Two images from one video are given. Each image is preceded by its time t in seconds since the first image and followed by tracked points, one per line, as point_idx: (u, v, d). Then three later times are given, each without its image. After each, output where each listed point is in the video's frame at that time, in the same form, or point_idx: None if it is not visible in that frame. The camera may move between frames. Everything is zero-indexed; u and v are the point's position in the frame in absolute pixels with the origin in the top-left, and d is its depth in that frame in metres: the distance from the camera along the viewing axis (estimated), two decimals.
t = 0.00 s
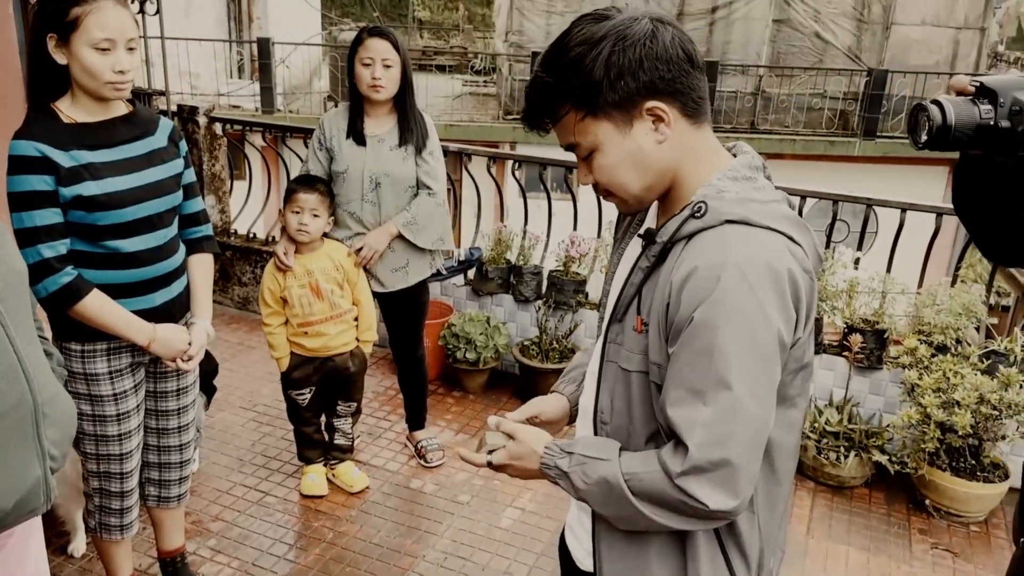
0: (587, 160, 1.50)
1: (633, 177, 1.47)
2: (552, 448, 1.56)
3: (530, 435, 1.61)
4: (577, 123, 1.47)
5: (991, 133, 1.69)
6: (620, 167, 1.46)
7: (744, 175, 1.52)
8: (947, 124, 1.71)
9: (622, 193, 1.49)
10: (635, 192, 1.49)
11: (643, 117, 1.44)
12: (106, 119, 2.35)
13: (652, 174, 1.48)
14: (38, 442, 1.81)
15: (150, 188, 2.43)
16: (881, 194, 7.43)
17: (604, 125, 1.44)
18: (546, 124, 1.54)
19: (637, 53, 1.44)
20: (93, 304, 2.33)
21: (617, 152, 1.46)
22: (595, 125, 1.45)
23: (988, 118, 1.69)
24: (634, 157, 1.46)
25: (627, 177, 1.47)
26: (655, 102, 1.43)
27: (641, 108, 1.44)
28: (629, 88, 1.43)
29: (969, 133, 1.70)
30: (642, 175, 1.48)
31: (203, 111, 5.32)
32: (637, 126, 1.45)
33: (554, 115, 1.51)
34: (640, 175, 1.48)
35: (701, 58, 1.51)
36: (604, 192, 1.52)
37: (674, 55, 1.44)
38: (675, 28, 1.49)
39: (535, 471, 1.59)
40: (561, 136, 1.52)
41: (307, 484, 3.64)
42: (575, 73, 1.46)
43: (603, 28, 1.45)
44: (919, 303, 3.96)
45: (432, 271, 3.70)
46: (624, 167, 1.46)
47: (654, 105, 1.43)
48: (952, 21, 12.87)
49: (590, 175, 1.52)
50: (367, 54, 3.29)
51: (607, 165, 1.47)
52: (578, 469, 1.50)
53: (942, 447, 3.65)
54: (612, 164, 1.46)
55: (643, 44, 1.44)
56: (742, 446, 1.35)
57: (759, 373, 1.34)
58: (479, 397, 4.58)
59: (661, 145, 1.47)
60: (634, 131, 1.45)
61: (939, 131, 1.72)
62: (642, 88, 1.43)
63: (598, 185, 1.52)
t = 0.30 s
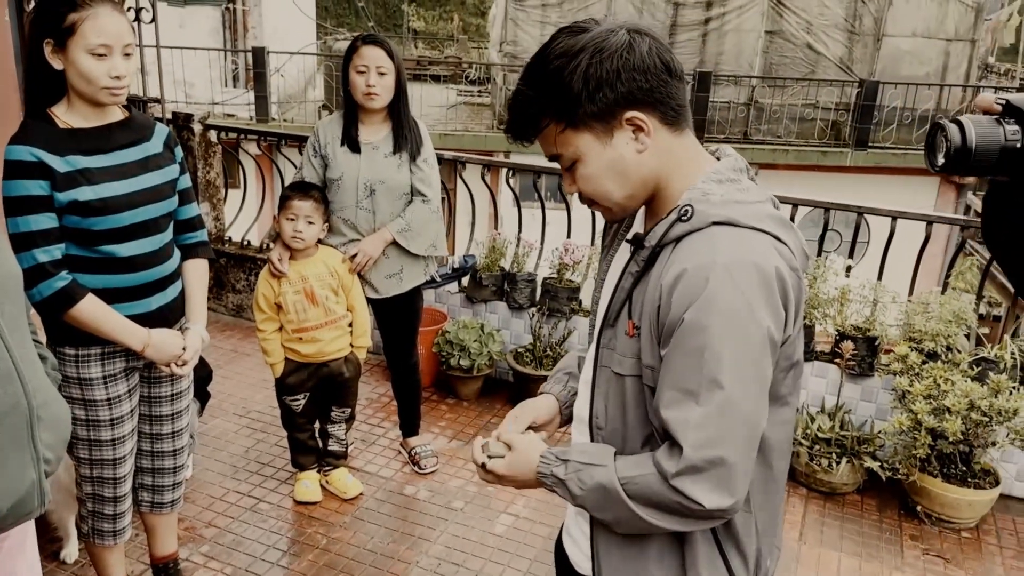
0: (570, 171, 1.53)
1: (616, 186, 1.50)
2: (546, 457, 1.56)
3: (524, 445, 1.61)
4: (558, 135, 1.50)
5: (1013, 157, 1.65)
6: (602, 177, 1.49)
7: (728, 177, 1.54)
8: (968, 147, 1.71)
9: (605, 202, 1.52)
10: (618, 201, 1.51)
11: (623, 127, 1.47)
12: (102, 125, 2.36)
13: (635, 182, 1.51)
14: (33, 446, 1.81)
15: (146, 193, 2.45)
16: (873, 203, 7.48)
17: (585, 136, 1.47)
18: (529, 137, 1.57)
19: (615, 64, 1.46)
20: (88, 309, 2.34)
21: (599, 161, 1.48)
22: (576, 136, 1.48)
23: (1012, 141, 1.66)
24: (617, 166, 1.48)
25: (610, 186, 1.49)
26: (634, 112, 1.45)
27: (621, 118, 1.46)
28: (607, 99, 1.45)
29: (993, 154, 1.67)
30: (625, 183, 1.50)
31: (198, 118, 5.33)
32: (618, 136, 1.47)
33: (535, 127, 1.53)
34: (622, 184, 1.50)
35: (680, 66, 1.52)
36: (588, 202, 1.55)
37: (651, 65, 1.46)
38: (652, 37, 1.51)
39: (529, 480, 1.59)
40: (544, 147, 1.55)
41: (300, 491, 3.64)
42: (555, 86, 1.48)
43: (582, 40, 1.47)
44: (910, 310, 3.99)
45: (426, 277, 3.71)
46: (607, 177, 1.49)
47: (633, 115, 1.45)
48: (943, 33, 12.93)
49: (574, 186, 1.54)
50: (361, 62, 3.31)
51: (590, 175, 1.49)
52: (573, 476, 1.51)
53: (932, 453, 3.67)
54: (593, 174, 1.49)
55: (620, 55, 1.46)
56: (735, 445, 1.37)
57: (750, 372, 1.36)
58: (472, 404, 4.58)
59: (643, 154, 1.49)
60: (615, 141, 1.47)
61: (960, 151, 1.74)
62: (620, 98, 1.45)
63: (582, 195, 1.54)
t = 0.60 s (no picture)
0: (560, 176, 1.54)
1: (605, 192, 1.51)
2: (540, 465, 1.57)
3: (516, 451, 1.62)
4: (550, 140, 1.51)
5: None
6: (592, 183, 1.50)
7: (719, 182, 1.55)
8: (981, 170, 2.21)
9: (594, 208, 1.53)
10: (607, 207, 1.52)
11: (612, 133, 1.48)
12: (95, 127, 2.36)
13: (625, 188, 1.51)
14: (24, 448, 1.81)
15: (140, 195, 2.45)
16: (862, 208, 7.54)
17: (576, 141, 1.48)
18: (520, 141, 1.57)
19: (606, 70, 1.47)
20: (81, 310, 2.34)
21: (588, 167, 1.49)
22: (567, 142, 1.49)
23: None
24: (607, 172, 1.50)
25: (600, 191, 1.50)
26: (624, 118, 1.46)
27: (611, 124, 1.47)
28: (598, 105, 1.46)
29: (1009, 177, 2.17)
30: (616, 190, 1.51)
31: (190, 120, 5.33)
32: (608, 142, 1.48)
33: (526, 131, 1.54)
34: (612, 190, 1.51)
35: (670, 73, 1.54)
36: (577, 207, 1.56)
37: (642, 71, 1.47)
38: (643, 44, 1.52)
39: (522, 488, 1.59)
40: (534, 152, 1.56)
41: (292, 493, 3.64)
42: (546, 90, 1.49)
43: (573, 45, 1.48)
44: (899, 315, 4.02)
45: (419, 280, 3.72)
46: (597, 183, 1.50)
47: (623, 121, 1.46)
48: (933, 40, 13.15)
49: (563, 191, 1.55)
50: (355, 65, 3.32)
51: (580, 181, 1.50)
52: (568, 484, 1.51)
53: (922, 457, 3.69)
54: (583, 179, 1.50)
55: (611, 61, 1.47)
56: (729, 448, 1.38)
57: (744, 376, 1.37)
58: (464, 406, 4.59)
59: (632, 160, 1.50)
60: (605, 147, 1.48)
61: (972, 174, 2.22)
62: (611, 104, 1.46)
63: (571, 201, 1.55)
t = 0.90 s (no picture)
0: (554, 177, 1.53)
1: (600, 193, 1.50)
2: (531, 469, 1.56)
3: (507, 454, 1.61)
4: (544, 140, 1.50)
5: None
6: (586, 183, 1.49)
7: (715, 184, 1.54)
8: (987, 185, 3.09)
9: (588, 209, 1.52)
10: (601, 208, 1.52)
11: (607, 134, 1.47)
12: (91, 122, 2.35)
13: (620, 190, 1.51)
14: (18, 444, 1.80)
15: (135, 191, 2.44)
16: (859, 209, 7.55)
17: (570, 142, 1.47)
18: (515, 141, 1.57)
19: (601, 70, 1.46)
20: (75, 305, 2.33)
21: (583, 168, 1.49)
22: (562, 142, 1.48)
23: None
24: (601, 173, 1.49)
25: (593, 192, 1.50)
26: (618, 119, 1.46)
27: (606, 125, 1.47)
28: (593, 106, 1.46)
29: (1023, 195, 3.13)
30: (610, 192, 1.51)
31: (187, 115, 5.32)
32: (602, 143, 1.48)
33: (520, 131, 1.54)
34: (606, 191, 1.50)
35: (667, 74, 1.53)
36: (571, 208, 1.55)
37: (637, 72, 1.47)
38: (640, 44, 1.51)
39: (515, 490, 1.59)
40: (529, 152, 1.55)
41: (286, 490, 3.63)
42: (541, 90, 1.48)
43: (569, 45, 1.48)
44: (895, 317, 4.02)
45: (415, 278, 3.71)
46: (591, 184, 1.49)
47: (618, 122, 1.46)
48: (932, 42, 13.17)
49: (557, 192, 1.55)
50: (353, 62, 3.31)
51: (574, 182, 1.50)
52: (560, 488, 1.50)
53: (917, 459, 3.69)
54: (576, 180, 1.49)
55: (607, 61, 1.46)
56: (721, 453, 1.38)
57: (739, 381, 1.37)
58: (459, 404, 4.58)
59: (627, 162, 1.50)
60: (599, 148, 1.48)
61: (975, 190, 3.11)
62: (606, 104, 1.46)
63: (565, 202, 1.55)
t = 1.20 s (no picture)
0: (558, 149, 1.54)
1: (597, 174, 1.51)
2: (520, 488, 1.55)
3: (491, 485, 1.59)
4: (557, 110, 1.50)
5: None
6: (584, 162, 1.50)
7: (719, 183, 1.54)
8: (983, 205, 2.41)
9: (584, 188, 1.53)
10: (597, 190, 1.52)
11: (617, 120, 1.47)
12: (94, 112, 2.34)
13: (618, 176, 1.51)
14: (21, 433, 1.81)
15: (138, 181, 2.43)
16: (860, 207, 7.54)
17: (579, 118, 1.48)
18: (530, 105, 1.58)
19: (626, 54, 1.45)
20: (77, 295, 2.32)
21: (585, 147, 1.49)
22: (572, 117, 1.48)
23: None
24: (603, 156, 1.49)
25: (591, 174, 1.51)
26: (631, 108, 1.45)
27: (617, 110, 1.46)
28: (609, 89, 1.45)
29: None
30: (608, 176, 1.51)
31: (189, 105, 5.31)
32: (611, 128, 1.48)
33: (537, 96, 1.55)
34: (604, 174, 1.51)
35: (694, 74, 1.51)
36: (569, 183, 1.56)
37: (662, 64, 1.45)
38: (674, 38, 1.50)
39: (503, 512, 1.57)
40: (541, 118, 1.56)
41: (286, 482, 3.64)
42: (563, 62, 1.49)
43: (601, 24, 1.47)
44: (896, 315, 4.03)
45: (416, 272, 3.71)
46: (590, 163, 1.50)
47: (630, 110, 1.45)
48: (935, 40, 13.15)
49: (558, 164, 1.56)
50: (356, 54, 3.31)
51: (574, 158, 1.50)
52: (553, 504, 1.50)
53: (915, 457, 3.70)
54: (578, 158, 1.50)
55: (635, 47, 1.45)
56: (714, 454, 1.38)
57: (734, 382, 1.37)
58: (458, 398, 4.59)
59: (631, 151, 1.50)
60: (607, 132, 1.48)
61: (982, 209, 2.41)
62: (622, 90, 1.45)
63: (564, 176, 1.56)
